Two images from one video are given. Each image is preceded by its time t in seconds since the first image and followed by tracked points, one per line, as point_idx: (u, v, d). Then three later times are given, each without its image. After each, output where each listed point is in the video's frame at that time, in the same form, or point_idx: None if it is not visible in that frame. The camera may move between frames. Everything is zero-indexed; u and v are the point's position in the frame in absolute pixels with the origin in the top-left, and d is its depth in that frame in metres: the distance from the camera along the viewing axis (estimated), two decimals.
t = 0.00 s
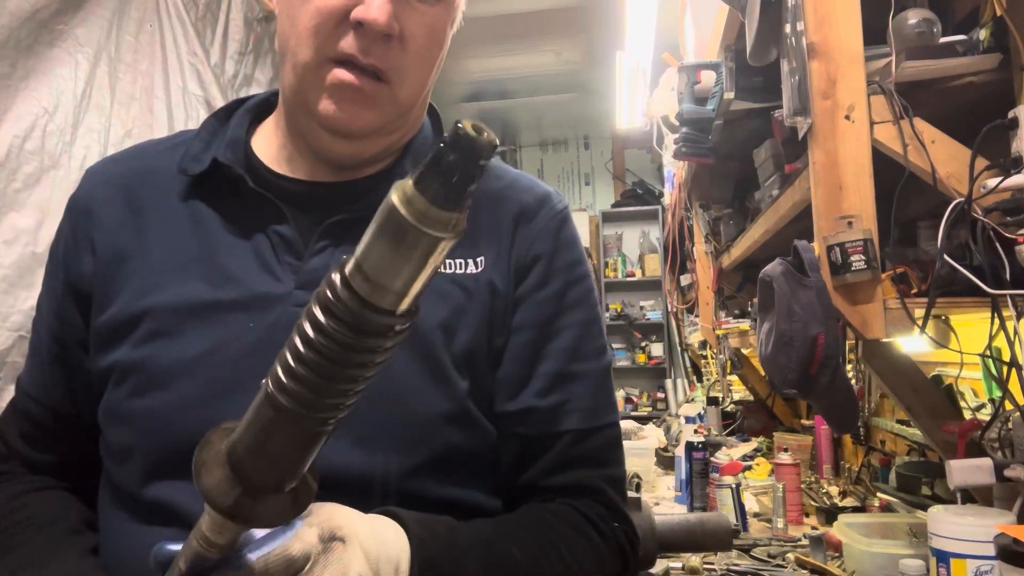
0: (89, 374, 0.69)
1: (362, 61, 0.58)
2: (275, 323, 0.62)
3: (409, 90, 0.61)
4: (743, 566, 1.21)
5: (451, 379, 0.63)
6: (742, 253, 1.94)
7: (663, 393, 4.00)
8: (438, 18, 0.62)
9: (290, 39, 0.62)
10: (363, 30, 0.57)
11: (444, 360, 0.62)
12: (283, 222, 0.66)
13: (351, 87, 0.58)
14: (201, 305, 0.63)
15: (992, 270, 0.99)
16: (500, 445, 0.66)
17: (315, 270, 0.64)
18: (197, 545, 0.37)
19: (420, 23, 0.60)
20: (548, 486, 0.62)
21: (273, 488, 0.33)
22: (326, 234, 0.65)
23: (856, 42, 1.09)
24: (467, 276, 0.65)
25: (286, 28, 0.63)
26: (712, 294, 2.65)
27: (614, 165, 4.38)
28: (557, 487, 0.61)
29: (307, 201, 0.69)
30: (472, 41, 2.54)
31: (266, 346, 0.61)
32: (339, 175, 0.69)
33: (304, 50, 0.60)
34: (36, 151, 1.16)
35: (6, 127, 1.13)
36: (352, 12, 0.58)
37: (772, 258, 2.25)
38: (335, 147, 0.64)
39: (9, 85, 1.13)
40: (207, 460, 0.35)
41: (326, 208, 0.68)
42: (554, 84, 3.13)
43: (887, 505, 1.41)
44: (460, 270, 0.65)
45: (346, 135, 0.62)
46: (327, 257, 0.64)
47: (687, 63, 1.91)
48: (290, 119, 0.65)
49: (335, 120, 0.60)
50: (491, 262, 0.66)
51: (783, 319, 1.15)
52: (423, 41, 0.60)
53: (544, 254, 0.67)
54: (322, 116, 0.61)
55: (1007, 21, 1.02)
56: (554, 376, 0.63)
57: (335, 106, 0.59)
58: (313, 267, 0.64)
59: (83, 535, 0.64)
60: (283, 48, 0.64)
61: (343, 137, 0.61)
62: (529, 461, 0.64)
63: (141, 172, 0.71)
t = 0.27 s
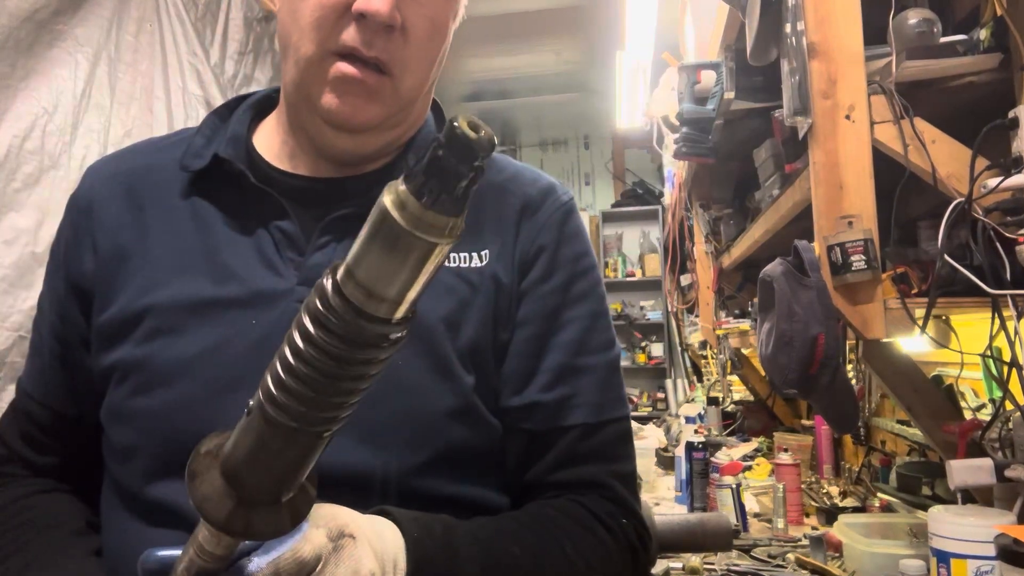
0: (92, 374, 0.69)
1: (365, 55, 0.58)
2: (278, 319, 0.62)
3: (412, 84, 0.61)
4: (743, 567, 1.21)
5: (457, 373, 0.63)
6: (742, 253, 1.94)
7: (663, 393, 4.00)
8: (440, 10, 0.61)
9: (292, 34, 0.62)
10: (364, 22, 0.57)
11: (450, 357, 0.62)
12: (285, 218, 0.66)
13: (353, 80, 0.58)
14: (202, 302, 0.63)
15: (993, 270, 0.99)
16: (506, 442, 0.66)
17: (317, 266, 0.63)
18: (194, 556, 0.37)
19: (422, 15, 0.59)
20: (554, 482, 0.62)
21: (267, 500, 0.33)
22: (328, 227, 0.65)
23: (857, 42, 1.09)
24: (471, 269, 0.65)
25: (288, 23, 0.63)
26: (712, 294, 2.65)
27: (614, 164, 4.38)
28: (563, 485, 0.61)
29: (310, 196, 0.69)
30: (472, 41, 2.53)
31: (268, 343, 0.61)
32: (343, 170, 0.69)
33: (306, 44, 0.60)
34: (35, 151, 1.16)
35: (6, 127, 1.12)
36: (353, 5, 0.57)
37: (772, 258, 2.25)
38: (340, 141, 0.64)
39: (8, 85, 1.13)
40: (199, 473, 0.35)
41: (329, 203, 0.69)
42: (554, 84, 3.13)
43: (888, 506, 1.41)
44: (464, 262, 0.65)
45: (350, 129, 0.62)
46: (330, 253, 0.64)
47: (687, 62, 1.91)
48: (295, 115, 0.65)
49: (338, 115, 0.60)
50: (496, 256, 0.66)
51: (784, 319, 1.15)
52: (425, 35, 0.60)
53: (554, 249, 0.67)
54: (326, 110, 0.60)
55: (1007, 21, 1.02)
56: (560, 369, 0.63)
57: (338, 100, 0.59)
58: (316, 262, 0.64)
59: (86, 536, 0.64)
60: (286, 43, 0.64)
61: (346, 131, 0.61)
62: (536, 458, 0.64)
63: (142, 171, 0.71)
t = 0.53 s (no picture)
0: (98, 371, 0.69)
1: (379, 47, 0.57)
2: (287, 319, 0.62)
3: (425, 78, 0.60)
4: (743, 567, 1.21)
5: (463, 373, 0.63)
6: (742, 253, 1.94)
7: (663, 393, 4.00)
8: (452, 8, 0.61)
9: (304, 29, 0.62)
10: (381, 15, 0.56)
11: (455, 356, 0.62)
12: (293, 218, 0.66)
13: (368, 72, 0.58)
14: (210, 302, 0.63)
15: (993, 270, 0.99)
16: (511, 443, 0.65)
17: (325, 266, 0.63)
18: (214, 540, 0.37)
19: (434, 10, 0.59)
20: (558, 480, 0.62)
21: (289, 472, 0.32)
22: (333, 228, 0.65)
23: (857, 43, 1.09)
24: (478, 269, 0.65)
25: (300, 19, 0.63)
26: (712, 294, 2.64)
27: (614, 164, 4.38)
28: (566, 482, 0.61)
29: (317, 196, 0.69)
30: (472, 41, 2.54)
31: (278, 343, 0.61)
32: (353, 166, 0.69)
33: (320, 39, 0.60)
34: (35, 151, 1.16)
35: (6, 127, 1.13)
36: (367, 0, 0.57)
37: (772, 258, 2.25)
38: (352, 134, 0.64)
39: (8, 85, 1.13)
40: (221, 450, 0.34)
41: (336, 204, 0.69)
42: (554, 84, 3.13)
43: (888, 506, 1.41)
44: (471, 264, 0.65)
45: (362, 120, 0.62)
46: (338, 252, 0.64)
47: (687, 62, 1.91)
48: (306, 110, 0.65)
49: (352, 107, 0.60)
50: (503, 256, 0.66)
51: (784, 319, 1.15)
52: (438, 28, 0.60)
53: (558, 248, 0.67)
54: (339, 101, 0.60)
55: (1007, 21, 1.02)
56: (564, 369, 0.63)
57: (353, 92, 0.59)
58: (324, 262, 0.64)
59: (90, 538, 0.64)
60: (297, 40, 0.64)
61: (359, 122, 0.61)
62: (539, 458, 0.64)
63: (149, 170, 0.71)
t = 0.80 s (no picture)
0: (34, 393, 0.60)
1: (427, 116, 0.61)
2: (293, 335, 0.62)
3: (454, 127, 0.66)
4: (743, 566, 1.21)
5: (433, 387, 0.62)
6: (742, 253, 1.94)
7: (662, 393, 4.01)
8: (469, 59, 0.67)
9: (345, 76, 0.60)
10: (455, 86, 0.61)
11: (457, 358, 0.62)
12: (283, 238, 0.66)
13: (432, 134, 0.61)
14: (211, 319, 0.61)
15: (992, 270, 1.00)
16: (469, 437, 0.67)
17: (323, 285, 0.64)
18: (275, 494, 0.39)
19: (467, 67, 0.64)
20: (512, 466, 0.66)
21: (335, 404, 0.36)
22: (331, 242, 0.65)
23: (856, 43, 1.10)
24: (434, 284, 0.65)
25: (337, 60, 0.60)
26: (711, 294, 2.64)
27: (614, 164, 4.38)
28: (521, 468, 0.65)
29: (297, 215, 0.67)
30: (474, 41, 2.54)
31: (290, 357, 0.61)
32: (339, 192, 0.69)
33: (372, 95, 0.59)
34: (35, 151, 1.16)
35: (6, 127, 1.12)
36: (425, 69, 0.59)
37: (772, 258, 2.26)
38: (368, 180, 0.66)
39: (9, 86, 1.13)
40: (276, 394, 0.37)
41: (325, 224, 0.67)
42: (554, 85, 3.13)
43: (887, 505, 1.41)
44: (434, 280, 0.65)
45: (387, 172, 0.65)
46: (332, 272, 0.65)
47: (687, 62, 1.91)
48: (320, 146, 0.63)
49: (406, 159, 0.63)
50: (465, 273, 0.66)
51: (783, 319, 1.16)
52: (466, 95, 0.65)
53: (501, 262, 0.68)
54: (378, 155, 0.63)
55: (1007, 22, 1.02)
56: (517, 369, 0.66)
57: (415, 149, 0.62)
58: (317, 281, 0.64)
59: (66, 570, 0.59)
60: (325, 78, 0.60)
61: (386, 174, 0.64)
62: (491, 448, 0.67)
63: (111, 176, 0.65)
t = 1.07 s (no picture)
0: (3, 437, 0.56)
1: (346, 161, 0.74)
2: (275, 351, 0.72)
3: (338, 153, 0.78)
4: (743, 566, 1.21)
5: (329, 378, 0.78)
6: (742, 253, 1.94)
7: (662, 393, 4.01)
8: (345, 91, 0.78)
9: (296, 126, 0.67)
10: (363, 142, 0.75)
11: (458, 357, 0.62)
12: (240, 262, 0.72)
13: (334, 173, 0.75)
14: (212, 347, 0.66)
15: (991, 270, 1.00)
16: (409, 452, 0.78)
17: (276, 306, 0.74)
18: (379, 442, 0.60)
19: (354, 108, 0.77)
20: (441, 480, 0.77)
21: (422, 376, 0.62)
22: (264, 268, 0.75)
23: (856, 43, 1.10)
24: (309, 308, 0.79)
25: (293, 108, 0.66)
26: (711, 294, 2.64)
27: (614, 164, 4.38)
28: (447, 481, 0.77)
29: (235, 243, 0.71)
30: (474, 41, 2.54)
31: (281, 368, 0.72)
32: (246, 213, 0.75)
33: (322, 147, 0.70)
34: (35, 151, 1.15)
35: (7, 128, 1.10)
36: (357, 131, 0.72)
37: (772, 258, 2.26)
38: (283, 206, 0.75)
39: (11, 86, 1.11)
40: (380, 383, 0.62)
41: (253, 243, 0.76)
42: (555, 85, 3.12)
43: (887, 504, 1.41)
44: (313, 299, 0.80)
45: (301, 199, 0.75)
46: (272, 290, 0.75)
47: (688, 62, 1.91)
48: (253, 180, 0.69)
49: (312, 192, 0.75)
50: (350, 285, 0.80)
51: (783, 319, 1.14)
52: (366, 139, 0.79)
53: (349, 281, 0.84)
54: (301, 191, 0.73)
55: (1007, 22, 1.02)
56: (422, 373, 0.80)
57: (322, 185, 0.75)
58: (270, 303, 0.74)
59: None
60: (272, 123, 0.66)
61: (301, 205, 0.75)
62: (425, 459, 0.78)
63: (79, 209, 0.61)
